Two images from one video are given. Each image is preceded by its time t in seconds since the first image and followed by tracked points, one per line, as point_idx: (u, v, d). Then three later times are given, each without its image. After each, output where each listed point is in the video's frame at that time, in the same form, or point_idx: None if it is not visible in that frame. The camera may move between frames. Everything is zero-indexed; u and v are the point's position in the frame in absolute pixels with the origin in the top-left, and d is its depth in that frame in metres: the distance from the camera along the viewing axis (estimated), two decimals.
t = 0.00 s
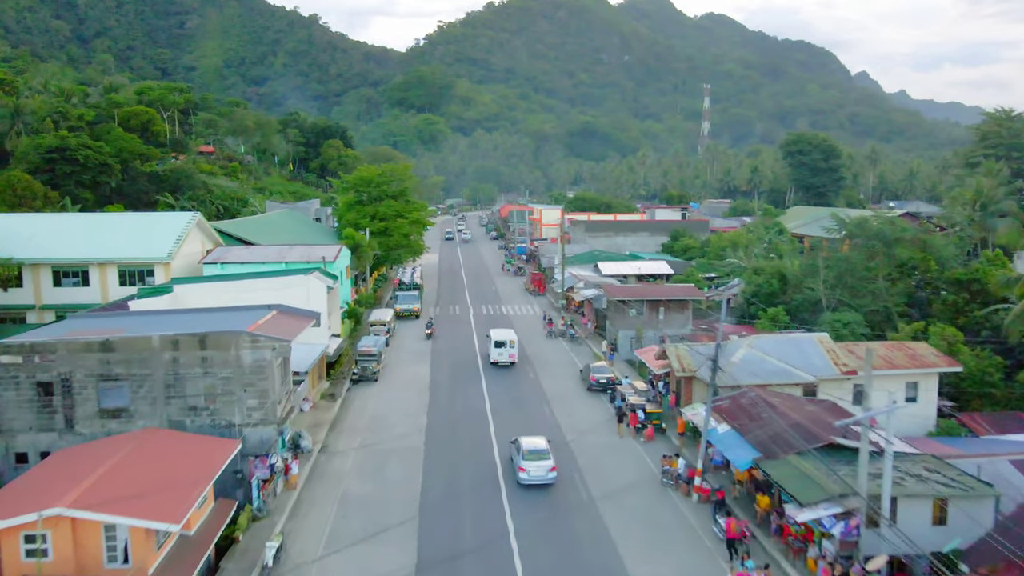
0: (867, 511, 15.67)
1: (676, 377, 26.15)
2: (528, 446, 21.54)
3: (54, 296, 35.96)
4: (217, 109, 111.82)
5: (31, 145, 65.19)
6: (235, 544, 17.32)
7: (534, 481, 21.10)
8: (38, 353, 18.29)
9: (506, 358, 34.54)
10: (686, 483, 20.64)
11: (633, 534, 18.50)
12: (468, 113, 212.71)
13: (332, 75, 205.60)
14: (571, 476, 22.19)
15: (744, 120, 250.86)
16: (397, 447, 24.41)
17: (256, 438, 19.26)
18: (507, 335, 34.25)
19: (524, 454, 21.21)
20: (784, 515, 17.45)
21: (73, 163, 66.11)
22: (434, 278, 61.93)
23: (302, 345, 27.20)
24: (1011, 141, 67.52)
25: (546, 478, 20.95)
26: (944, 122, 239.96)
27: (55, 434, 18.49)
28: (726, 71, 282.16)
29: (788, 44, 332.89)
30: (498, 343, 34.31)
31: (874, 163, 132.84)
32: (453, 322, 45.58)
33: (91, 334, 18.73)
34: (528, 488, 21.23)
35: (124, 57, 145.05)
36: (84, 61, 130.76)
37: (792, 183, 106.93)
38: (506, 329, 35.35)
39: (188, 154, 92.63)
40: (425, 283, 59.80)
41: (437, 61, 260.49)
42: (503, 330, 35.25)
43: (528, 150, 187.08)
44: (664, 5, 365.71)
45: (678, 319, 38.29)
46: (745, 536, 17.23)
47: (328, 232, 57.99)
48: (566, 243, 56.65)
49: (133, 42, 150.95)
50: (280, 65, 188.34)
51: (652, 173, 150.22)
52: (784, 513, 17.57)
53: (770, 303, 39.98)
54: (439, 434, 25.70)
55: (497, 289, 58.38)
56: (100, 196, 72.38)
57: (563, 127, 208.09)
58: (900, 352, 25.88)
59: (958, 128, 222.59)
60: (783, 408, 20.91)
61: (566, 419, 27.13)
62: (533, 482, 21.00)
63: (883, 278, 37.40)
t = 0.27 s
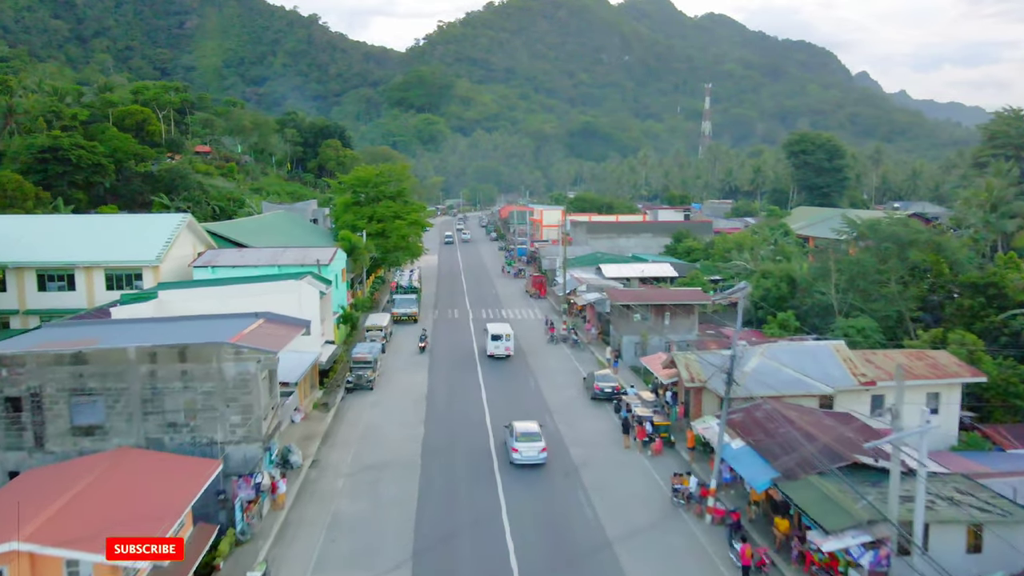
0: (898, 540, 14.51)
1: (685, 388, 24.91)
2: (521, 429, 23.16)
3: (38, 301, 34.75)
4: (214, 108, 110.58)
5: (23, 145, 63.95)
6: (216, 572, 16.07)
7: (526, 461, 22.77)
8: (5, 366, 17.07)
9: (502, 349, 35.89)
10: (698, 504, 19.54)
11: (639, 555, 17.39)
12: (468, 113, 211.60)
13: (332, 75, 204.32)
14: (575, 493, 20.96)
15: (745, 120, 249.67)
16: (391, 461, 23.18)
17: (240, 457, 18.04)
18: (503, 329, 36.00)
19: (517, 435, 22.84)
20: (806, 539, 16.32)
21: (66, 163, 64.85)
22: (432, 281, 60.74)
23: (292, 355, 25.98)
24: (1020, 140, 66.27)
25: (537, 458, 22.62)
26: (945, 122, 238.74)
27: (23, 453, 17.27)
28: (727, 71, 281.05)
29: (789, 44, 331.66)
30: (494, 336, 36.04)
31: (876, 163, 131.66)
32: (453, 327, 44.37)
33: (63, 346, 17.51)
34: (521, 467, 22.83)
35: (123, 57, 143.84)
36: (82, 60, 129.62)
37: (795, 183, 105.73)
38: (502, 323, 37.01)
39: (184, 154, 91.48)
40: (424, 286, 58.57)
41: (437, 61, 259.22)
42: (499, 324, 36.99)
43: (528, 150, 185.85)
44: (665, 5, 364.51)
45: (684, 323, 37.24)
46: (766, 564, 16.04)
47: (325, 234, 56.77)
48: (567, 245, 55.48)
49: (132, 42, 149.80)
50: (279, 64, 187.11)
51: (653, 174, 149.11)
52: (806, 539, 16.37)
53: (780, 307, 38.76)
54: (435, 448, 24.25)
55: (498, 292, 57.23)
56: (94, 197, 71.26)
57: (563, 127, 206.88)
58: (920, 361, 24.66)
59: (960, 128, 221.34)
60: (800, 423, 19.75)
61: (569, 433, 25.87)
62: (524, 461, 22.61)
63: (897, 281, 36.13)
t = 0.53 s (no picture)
0: None
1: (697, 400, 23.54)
2: (514, 413, 24.73)
3: (20, 305, 33.43)
4: (210, 107, 109.14)
5: (13, 145, 62.55)
6: None
7: (519, 443, 24.21)
8: None
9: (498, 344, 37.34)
10: (713, 528, 18.08)
11: None
12: (468, 112, 210.34)
13: (331, 75, 202.86)
14: (580, 513, 19.64)
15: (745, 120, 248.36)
16: (385, 478, 21.83)
17: (219, 479, 16.69)
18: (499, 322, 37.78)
19: (511, 418, 24.34)
20: (833, 571, 14.97)
21: (58, 163, 63.42)
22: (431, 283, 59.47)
23: (281, 365, 24.64)
24: None
25: (529, 440, 24.09)
26: (945, 123, 237.43)
27: None
28: (727, 71, 279.75)
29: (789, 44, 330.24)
30: (490, 329, 37.79)
31: (880, 163, 130.33)
32: (452, 332, 43.08)
33: (27, 360, 16.17)
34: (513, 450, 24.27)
35: (122, 57, 142.45)
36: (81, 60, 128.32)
37: (798, 183, 104.41)
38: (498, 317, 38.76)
39: (179, 153, 90.17)
40: (421, 289, 57.27)
41: (437, 61, 257.79)
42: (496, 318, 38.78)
43: (528, 150, 184.55)
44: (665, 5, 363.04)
45: (689, 330, 35.60)
46: None
47: (321, 235, 55.45)
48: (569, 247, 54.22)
49: (131, 42, 148.47)
50: (279, 64, 185.69)
51: (654, 174, 147.85)
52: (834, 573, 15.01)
53: (790, 311, 37.44)
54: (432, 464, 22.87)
55: (498, 295, 55.93)
56: (88, 198, 70.02)
57: (563, 127, 205.60)
58: (944, 372, 23.32)
59: (961, 129, 220.04)
60: (823, 440, 18.39)
61: (574, 447, 24.51)
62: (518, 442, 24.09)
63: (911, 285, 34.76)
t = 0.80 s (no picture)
0: None
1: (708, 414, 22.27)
2: (508, 399, 26.11)
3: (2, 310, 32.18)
4: (206, 107, 107.73)
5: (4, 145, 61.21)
6: None
7: (513, 427, 25.65)
8: None
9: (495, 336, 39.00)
10: (729, 555, 16.95)
11: None
12: (467, 112, 209.13)
13: (330, 75, 201.49)
14: (585, 533, 18.41)
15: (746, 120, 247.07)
16: (378, 496, 20.59)
17: (197, 504, 15.44)
18: (495, 316, 39.43)
19: (505, 405, 25.73)
20: None
21: (50, 163, 62.06)
22: (429, 286, 58.27)
23: (269, 376, 23.37)
24: None
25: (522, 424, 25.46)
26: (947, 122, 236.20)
27: None
28: (727, 71, 278.48)
29: (789, 44, 328.98)
30: (486, 323, 39.42)
31: (883, 163, 129.12)
32: (451, 337, 41.82)
33: None
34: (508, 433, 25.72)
35: (120, 57, 141.09)
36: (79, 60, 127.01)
37: (802, 183, 103.15)
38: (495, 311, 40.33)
39: (174, 154, 88.93)
40: (420, 291, 56.03)
41: (436, 60, 256.28)
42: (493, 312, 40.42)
43: (527, 150, 183.22)
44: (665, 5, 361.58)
45: (698, 335, 34.76)
46: None
47: (318, 237, 54.23)
48: (571, 249, 52.99)
49: (130, 42, 147.17)
50: (278, 64, 184.37)
51: (655, 174, 146.73)
52: None
53: (801, 316, 36.10)
54: (426, 481, 21.73)
55: (498, 297, 54.69)
56: (81, 198, 68.81)
57: (564, 127, 204.32)
58: (968, 382, 22.10)
59: (963, 128, 218.79)
60: (846, 460, 17.18)
61: (578, 461, 23.25)
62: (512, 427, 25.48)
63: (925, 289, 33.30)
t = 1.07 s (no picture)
0: None
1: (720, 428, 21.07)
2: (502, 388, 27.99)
3: None
4: (203, 106, 106.39)
5: None
6: None
7: (507, 414, 27.56)
8: None
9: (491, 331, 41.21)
10: None
11: None
12: (467, 112, 207.94)
13: (330, 75, 200.30)
14: (591, 558, 17.14)
15: (747, 120, 245.84)
16: (370, 516, 19.39)
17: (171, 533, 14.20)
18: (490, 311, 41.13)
19: (499, 393, 27.67)
20: None
21: (41, 163, 60.76)
22: (427, 289, 57.10)
23: (256, 388, 22.12)
24: None
25: (514, 411, 27.34)
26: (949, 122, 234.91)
27: None
28: (728, 71, 277.23)
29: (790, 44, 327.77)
30: (482, 317, 41.17)
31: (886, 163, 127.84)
32: (449, 341, 40.64)
33: None
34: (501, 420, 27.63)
35: (118, 56, 140.01)
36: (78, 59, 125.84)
37: (805, 184, 101.96)
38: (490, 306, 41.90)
39: (170, 153, 87.64)
40: (418, 294, 54.81)
41: (436, 60, 255.09)
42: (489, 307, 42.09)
43: (527, 150, 182.08)
44: (666, 4, 360.41)
45: (705, 341, 33.36)
46: None
47: (314, 238, 53.00)
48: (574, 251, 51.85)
49: (129, 41, 146.04)
50: (277, 64, 183.18)
51: (656, 174, 145.56)
52: None
53: (811, 322, 34.77)
54: (422, 497, 20.62)
55: (498, 300, 53.50)
56: (75, 198, 67.75)
57: (564, 127, 203.15)
58: (995, 395, 20.91)
59: (966, 128, 217.49)
60: (873, 483, 16.00)
61: (582, 477, 22.00)
62: (506, 414, 27.43)
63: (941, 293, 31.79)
